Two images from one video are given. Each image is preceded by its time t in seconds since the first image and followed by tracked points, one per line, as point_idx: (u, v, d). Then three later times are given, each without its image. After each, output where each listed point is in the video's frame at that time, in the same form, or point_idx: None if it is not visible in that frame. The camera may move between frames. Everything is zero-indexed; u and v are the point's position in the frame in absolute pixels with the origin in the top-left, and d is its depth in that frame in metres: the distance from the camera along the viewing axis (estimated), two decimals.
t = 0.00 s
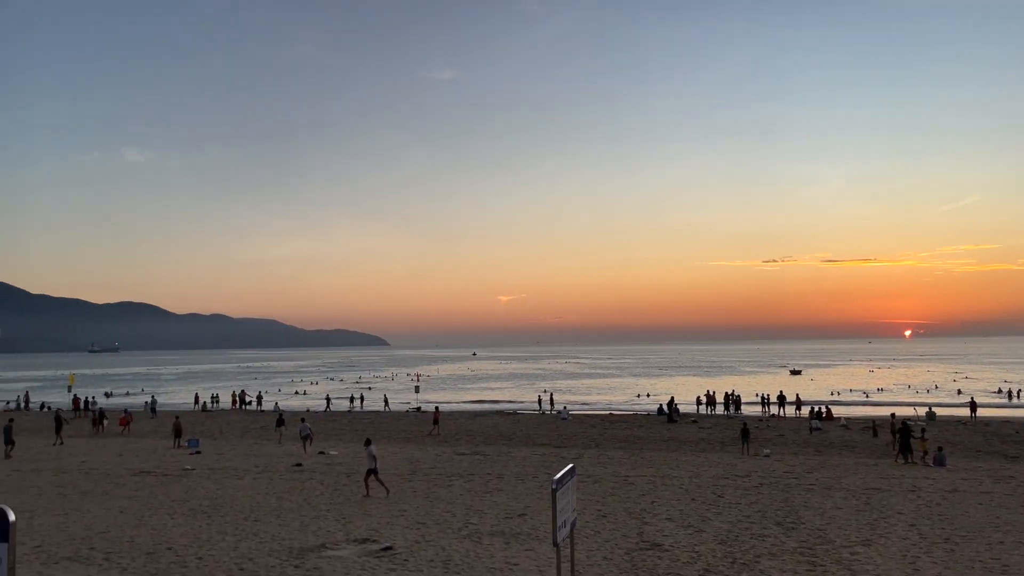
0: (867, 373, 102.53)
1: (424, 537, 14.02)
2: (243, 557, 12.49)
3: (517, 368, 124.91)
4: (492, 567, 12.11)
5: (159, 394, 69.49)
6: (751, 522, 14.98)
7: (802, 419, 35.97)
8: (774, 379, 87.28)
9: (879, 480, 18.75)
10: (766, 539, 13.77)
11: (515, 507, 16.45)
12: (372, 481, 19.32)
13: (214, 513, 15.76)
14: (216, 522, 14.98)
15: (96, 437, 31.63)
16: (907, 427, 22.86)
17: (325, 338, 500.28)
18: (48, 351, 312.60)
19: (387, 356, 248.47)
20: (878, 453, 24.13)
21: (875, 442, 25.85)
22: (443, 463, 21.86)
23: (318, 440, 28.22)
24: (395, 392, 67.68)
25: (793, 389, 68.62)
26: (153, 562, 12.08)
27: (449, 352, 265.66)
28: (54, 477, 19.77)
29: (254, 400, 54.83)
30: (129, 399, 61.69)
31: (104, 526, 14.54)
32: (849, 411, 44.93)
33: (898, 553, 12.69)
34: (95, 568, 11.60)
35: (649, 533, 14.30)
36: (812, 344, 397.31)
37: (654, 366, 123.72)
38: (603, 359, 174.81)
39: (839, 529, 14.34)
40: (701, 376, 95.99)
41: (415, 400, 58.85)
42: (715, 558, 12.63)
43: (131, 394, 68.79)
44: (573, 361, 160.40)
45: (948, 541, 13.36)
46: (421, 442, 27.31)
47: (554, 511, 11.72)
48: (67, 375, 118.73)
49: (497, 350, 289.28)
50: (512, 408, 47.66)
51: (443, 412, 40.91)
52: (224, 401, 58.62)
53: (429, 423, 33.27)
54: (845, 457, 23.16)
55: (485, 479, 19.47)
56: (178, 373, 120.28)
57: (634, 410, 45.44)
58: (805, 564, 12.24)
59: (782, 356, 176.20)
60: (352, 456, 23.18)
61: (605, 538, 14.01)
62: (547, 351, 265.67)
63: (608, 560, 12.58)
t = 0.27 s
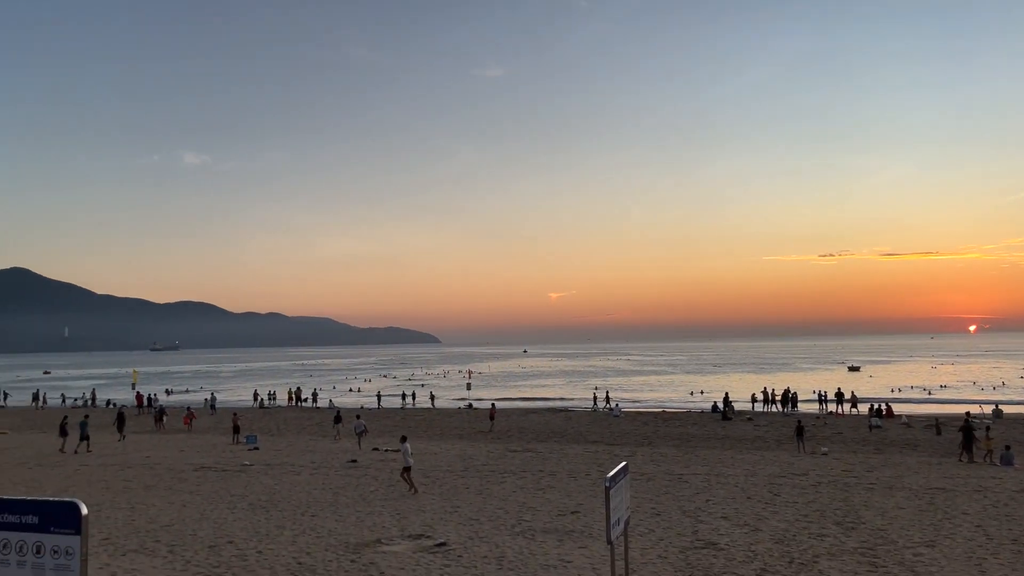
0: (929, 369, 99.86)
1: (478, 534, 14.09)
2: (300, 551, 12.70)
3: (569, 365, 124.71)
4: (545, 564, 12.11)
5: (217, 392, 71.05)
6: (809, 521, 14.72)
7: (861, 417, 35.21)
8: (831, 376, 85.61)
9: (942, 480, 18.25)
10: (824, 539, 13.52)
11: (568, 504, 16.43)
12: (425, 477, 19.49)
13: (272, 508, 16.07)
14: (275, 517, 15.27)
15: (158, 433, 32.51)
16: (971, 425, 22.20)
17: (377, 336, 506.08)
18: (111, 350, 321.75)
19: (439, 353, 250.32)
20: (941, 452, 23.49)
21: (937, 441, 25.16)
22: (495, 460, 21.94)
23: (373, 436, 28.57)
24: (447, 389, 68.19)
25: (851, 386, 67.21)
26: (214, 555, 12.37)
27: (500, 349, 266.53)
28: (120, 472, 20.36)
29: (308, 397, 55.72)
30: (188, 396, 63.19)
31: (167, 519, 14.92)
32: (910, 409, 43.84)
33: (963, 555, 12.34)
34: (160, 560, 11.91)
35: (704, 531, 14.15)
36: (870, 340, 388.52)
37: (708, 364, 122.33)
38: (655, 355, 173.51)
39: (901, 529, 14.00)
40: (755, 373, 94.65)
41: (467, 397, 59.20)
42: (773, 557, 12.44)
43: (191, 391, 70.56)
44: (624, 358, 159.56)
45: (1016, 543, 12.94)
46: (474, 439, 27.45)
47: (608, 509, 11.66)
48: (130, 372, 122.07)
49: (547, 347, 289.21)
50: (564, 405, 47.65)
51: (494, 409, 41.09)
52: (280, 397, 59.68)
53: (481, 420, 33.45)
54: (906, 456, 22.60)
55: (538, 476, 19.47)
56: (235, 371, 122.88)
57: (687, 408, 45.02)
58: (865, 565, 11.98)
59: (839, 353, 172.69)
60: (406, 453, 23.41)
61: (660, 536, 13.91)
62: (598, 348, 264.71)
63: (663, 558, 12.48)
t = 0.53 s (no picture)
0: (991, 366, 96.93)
1: (529, 532, 14.10)
2: (353, 548, 12.85)
3: (618, 363, 124.01)
4: (596, 563, 12.07)
5: (271, 390, 72.23)
6: (866, 522, 14.40)
7: (919, 416, 34.36)
8: (887, 374, 83.63)
9: (1006, 480, 17.70)
10: (883, 540, 13.23)
11: (619, 503, 16.34)
12: (476, 475, 19.57)
13: (325, 504, 16.31)
14: (328, 513, 15.49)
15: (214, 430, 33.21)
16: None
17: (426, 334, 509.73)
18: (168, 350, 329.37)
19: (487, 351, 251.11)
20: (1004, 452, 22.79)
21: (1000, 441, 24.41)
22: (545, 458, 21.94)
23: (423, 434, 28.78)
24: (496, 387, 68.36)
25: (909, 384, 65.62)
26: (270, 550, 12.59)
27: (548, 347, 266.37)
28: (178, 468, 20.85)
29: (360, 395, 56.30)
30: (244, 394, 64.39)
31: (224, 514, 15.24)
32: (971, 408, 42.60)
33: None
34: (219, 555, 12.17)
35: (758, 531, 13.95)
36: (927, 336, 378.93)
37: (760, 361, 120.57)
38: (706, 353, 171.66)
39: (963, 531, 13.63)
40: (809, 370, 92.99)
41: (516, 395, 59.26)
42: (829, 558, 12.20)
43: (246, 389, 71.99)
44: (674, 356, 158.11)
45: None
46: (524, 437, 27.45)
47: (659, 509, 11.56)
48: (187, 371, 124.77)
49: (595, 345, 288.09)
50: (613, 404, 47.42)
51: (544, 407, 41.06)
52: (332, 395, 60.42)
53: (530, 418, 33.46)
54: (967, 456, 21.97)
55: (588, 475, 19.41)
56: (288, 369, 124.87)
57: (739, 406, 44.43)
58: (926, 567, 11.68)
59: (896, 350, 168.69)
60: (456, 450, 23.53)
61: (712, 535, 13.76)
62: (647, 346, 262.79)
63: (716, 558, 12.34)
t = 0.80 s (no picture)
0: None
1: (577, 531, 14.06)
2: (403, 546, 12.95)
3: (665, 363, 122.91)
4: (646, 564, 11.97)
5: (320, 389, 73.10)
6: (924, 525, 14.04)
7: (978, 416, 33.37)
8: (945, 373, 81.50)
9: None
10: (941, 543, 12.89)
11: (668, 504, 16.20)
12: (523, 474, 19.57)
13: (375, 503, 16.47)
14: (379, 511, 15.64)
15: (266, 429, 33.68)
16: None
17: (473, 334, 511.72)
18: (220, 350, 335.64)
19: (533, 350, 251.12)
20: None
21: None
22: (593, 458, 21.85)
23: (471, 433, 28.87)
24: (543, 386, 68.20)
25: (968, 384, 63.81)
26: (321, 548, 12.75)
27: (594, 347, 265.25)
28: (231, 466, 21.23)
29: (408, 394, 56.63)
30: (294, 394, 65.27)
31: (277, 512, 15.49)
32: None
33: None
34: (272, 552, 12.36)
35: (810, 533, 13.70)
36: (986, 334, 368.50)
37: (812, 360, 118.48)
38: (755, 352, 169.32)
39: None
40: (863, 369, 91.01)
41: (563, 395, 59.03)
42: (885, 562, 11.93)
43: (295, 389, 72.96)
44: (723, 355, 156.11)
45: None
46: (571, 437, 27.35)
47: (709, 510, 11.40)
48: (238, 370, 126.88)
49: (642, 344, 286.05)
50: (661, 404, 46.94)
51: (591, 407, 40.84)
52: (380, 395, 60.92)
53: (577, 418, 33.31)
54: None
55: (636, 475, 19.28)
56: (336, 368, 126.29)
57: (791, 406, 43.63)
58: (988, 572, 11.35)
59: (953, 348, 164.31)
60: (504, 449, 23.58)
61: (764, 537, 13.56)
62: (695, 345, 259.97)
63: (767, 560, 12.15)
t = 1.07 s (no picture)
0: None
1: (628, 533, 13.99)
2: (454, 545, 13.03)
3: (716, 363, 121.37)
4: (697, 566, 11.86)
5: (371, 389, 73.86)
6: (986, 529, 13.64)
7: None
8: (1009, 373, 78.91)
9: None
10: (1004, 548, 12.52)
11: (719, 505, 16.02)
12: (573, 475, 19.53)
13: (426, 502, 16.59)
14: (429, 510, 15.75)
15: (318, 429, 34.16)
16: None
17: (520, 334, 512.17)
18: (273, 351, 341.37)
19: (581, 350, 250.28)
20: None
21: None
22: (643, 459, 21.70)
23: (520, 433, 28.92)
24: (592, 387, 67.89)
25: None
26: (373, 546, 12.90)
27: (643, 347, 263.50)
28: (285, 465, 21.60)
29: (457, 395, 56.87)
30: (346, 393, 66.07)
31: (330, 510, 15.73)
32: None
33: None
34: (325, 550, 12.54)
35: (867, 537, 13.43)
36: None
37: (868, 360, 115.82)
38: (808, 351, 166.28)
39: None
40: (922, 369, 88.65)
41: (613, 395, 58.68)
42: (944, 567, 11.63)
43: (346, 389, 73.81)
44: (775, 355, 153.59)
45: None
46: (620, 438, 27.19)
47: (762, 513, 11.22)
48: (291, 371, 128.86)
49: (692, 344, 283.14)
50: (713, 404, 46.34)
51: (641, 407, 40.51)
52: (430, 395, 61.31)
53: (627, 418, 33.07)
54: None
55: (687, 476, 19.10)
56: (386, 368, 127.43)
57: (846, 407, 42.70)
58: None
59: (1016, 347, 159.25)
60: (553, 450, 23.57)
61: (818, 540, 13.33)
62: (746, 344, 256.25)
63: (822, 563, 11.94)
